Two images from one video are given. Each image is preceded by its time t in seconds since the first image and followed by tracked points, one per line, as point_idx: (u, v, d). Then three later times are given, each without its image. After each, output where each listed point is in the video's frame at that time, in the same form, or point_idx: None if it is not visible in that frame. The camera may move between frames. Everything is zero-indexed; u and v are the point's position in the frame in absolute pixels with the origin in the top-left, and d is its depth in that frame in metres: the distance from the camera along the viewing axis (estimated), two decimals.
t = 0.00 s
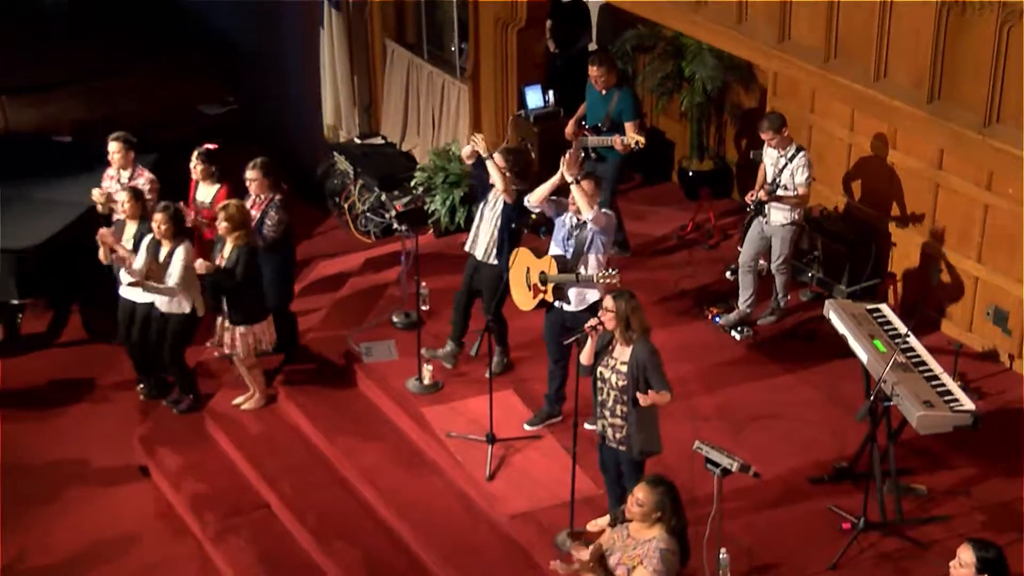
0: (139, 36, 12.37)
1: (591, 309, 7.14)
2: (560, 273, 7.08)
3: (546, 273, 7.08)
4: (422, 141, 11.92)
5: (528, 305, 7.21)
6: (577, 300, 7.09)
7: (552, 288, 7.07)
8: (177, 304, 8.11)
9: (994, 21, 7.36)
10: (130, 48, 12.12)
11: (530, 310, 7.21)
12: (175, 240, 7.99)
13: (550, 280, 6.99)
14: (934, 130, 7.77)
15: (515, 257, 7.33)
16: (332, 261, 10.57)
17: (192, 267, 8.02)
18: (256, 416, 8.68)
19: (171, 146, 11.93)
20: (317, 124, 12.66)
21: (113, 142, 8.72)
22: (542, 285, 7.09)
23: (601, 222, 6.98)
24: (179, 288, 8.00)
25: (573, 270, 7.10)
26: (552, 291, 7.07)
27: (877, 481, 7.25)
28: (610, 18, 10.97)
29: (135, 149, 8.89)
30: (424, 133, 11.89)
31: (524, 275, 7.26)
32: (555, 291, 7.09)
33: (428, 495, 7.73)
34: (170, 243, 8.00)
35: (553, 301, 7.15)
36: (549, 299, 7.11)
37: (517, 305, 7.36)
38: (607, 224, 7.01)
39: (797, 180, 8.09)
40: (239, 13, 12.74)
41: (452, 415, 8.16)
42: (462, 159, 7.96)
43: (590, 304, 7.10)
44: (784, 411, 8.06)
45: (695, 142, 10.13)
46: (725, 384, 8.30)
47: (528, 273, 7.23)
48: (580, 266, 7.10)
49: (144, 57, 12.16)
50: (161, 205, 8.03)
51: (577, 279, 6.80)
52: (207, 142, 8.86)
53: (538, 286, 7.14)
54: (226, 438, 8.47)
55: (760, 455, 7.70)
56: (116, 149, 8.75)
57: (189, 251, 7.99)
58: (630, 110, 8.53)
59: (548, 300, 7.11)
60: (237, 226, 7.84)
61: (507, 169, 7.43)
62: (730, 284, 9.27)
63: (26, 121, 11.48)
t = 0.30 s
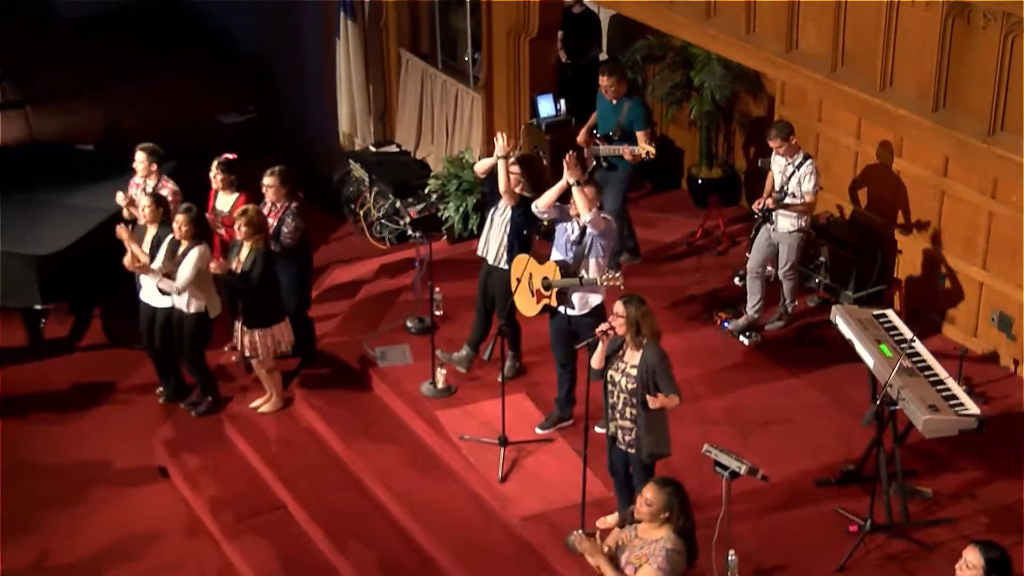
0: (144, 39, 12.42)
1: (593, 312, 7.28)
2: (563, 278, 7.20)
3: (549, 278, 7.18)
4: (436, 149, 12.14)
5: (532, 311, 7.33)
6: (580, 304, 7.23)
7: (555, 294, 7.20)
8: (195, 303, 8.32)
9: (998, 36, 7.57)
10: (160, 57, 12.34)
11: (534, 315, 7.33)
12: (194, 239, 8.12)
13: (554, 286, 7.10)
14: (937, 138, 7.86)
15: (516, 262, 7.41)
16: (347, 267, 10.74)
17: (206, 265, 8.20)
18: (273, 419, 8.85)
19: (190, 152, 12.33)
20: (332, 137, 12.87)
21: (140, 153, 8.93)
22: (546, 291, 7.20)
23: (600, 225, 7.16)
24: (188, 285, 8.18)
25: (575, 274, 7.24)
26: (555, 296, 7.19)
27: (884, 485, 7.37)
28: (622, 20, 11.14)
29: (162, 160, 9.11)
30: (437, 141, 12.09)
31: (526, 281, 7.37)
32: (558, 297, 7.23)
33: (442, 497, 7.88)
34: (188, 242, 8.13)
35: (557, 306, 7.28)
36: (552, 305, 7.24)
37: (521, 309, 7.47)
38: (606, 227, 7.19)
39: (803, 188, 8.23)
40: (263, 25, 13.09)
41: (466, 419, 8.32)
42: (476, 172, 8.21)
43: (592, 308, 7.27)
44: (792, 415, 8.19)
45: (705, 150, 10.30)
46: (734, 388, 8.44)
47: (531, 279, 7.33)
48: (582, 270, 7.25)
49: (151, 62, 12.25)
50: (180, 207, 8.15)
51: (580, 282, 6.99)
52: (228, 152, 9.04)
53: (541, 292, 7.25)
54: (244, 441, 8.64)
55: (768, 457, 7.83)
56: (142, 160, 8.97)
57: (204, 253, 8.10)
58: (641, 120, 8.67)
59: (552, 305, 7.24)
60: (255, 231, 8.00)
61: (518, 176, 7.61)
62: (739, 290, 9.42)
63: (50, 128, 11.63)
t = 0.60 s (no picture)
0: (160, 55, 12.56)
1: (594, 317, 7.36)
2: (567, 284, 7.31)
3: (552, 284, 7.31)
4: (446, 156, 12.25)
5: (535, 316, 7.43)
6: (583, 310, 7.33)
7: (559, 299, 7.31)
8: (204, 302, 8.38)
9: (1001, 43, 7.55)
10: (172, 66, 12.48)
11: (536, 320, 7.42)
12: (201, 238, 8.21)
13: (558, 291, 7.25)
14: (943, 143, 7.93)
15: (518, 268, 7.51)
16: (360, 270, 10.84)
17: (213, 265, 8.31)
18: (285, 422, 8.95)
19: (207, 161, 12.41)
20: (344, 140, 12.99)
21: (156, 163, 9.07)
22: (549, 296, 7.33)
23: (606, 234, 7.17)
24: (199, 287, 8.28)
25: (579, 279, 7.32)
26: (559, 302, 7.30)
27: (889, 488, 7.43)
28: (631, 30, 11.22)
29: (176, 169, 9.22)
30: (448, 148, 12.22)
31: (528, 288, 7.45)
32: (562, 301, 7.33)
33: (452, 498, 7.97)
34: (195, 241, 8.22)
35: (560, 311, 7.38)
36: (555, 309, 7.35)
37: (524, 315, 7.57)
38: (613, 235, 7.19)
39: (811, 193, 8.31)
40: (277, 24, 13.11)
41: (476, 422, 8.41)
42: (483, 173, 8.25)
43: (595, 314, 7.36)
44: (799, 418, 8.27)
45: (712, 156, 10.39)
46: (741, 392, 8.52)
47: (533, 284, 7.43)
48: (586, 276, 7.30)
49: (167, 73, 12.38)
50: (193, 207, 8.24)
51: (584, 288, 7.14)
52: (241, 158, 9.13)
53: (544, 297, 7.36)
54: (257, 444, 8.75)
55: (775, 460, 7.91)
56: (157, 169, 9.10)
57: (210, 250, 8.25)
58: (649, 126, 8.77)
59: (554, 310, 7.35)
60: (267, 234, 8.09)
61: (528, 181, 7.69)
62: (746, 294, 9.50)
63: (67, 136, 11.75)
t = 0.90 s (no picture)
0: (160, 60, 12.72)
1: (591, 314, 7.47)
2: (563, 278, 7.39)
3: (548, 278, 7.39)
4: (446, 155, 12.46)
5: (533, 310, 7.51)
6: (579, 306, 7.43)
7: (555, 293, 7.40)
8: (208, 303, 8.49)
9: (996, 45, 7.61)
10: (171, 68, 12.64)
11: (534, 314, 7.51)
12: (206, 241, 8.33)
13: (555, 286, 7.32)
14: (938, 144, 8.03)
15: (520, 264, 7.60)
16: (360, 267, 10.95)
17: (220, 267, 8.39)
18: (286, 417, 9.06)
19: (206, 160, 12.57)
20: (346, 145, 12.88)
21: (154, 158, 9.12)
22: (546, 290, 7.40)
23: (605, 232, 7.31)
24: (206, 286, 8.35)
25: (576, 276, 7.41)
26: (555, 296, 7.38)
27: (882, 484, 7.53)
28: (630, 28, 11.38)
29: (174, 164, 9.30)
30: (448, 146, 12.41)
31: (527, 283, 7.54)
32: (557, 295, 7.42)
33: (451, 492, 8.08)
34: (200, 245, 8.34)
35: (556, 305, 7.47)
36: (551, 303, 7.42)
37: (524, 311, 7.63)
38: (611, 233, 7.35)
39: (807, 193, 8.43)
40: (278, 27, 12.90)
41: (474, 417, 8.51)
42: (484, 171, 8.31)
43: (592, 311, 7.46)
44: (794, 414, 8.38)
45: (709, 156, 10.49)
46: (736, 388, 8.63)
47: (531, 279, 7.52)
48: (582, 273, 7.43)
49: (164, 75, 12.58)
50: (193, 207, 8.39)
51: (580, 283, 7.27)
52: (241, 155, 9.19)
53: (542, 292, 7.44)
54: (259, 438, 8.86)
55: (770, 456, 8.01)
56: (155, 164, 9.16)
57: (217, 253, 8.33)
58: (647, 127, 8.90)
59: (551, 303, 7.42)
60: (273, 234, 8.20)
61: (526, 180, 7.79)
62: (742, 292, 9.61)
63: (67, 133, 11.94)
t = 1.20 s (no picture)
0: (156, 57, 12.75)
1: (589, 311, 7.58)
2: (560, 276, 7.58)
3: (547, 274, 7.62)
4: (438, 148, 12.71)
5: (535, 301, 7.75)
6: (578, 302, 7.55)
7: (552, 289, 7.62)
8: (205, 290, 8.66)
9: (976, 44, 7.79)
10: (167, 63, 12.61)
11: (535, 305, 7.76)
12: (204, 231, 8.42)
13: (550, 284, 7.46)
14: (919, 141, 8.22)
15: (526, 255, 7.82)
16: (353, 258, 11.13)
17: (218, 257, 8.51)
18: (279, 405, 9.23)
19: (200, 156, 12.51)
20: (341, 140, 12.90)
21: (144, 146, 9.25)
22: (545, 285, 7.63)
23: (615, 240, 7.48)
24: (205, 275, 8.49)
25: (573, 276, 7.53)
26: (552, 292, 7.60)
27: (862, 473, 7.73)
28: (619, 25, 11.57)
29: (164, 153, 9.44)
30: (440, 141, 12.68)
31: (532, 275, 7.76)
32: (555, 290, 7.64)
33: (442, 479, 8.26)
34: (199, 235, 8.44)
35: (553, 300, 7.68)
36: (550, 298, 7.65)
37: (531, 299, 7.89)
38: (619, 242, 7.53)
39: (790, 188, 8.61)
40: (279, 27, 12.82)
41: (464, 406, 8.69)
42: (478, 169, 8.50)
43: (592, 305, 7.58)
44: (777, 404, 8.58)
45: (695, 151, 10.68)
46: (720, 379, 8.84)
47: (535, 271, 7.74)
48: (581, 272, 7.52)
49: (161, 69, 12.54)
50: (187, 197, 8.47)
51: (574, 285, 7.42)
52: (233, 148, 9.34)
53: (542, 286, 7.67)
54: (253, 426, 9.02)
55: (753, 445, 8.21)
56: (145, 153, 9.29)
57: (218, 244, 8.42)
58: (636, 122, 9.08)
59: (549, 299, 7.65)
60: (268, 224, 8.34)
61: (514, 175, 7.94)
62: (727, 285, 9.82)
63: (64, 126, 11.92)
